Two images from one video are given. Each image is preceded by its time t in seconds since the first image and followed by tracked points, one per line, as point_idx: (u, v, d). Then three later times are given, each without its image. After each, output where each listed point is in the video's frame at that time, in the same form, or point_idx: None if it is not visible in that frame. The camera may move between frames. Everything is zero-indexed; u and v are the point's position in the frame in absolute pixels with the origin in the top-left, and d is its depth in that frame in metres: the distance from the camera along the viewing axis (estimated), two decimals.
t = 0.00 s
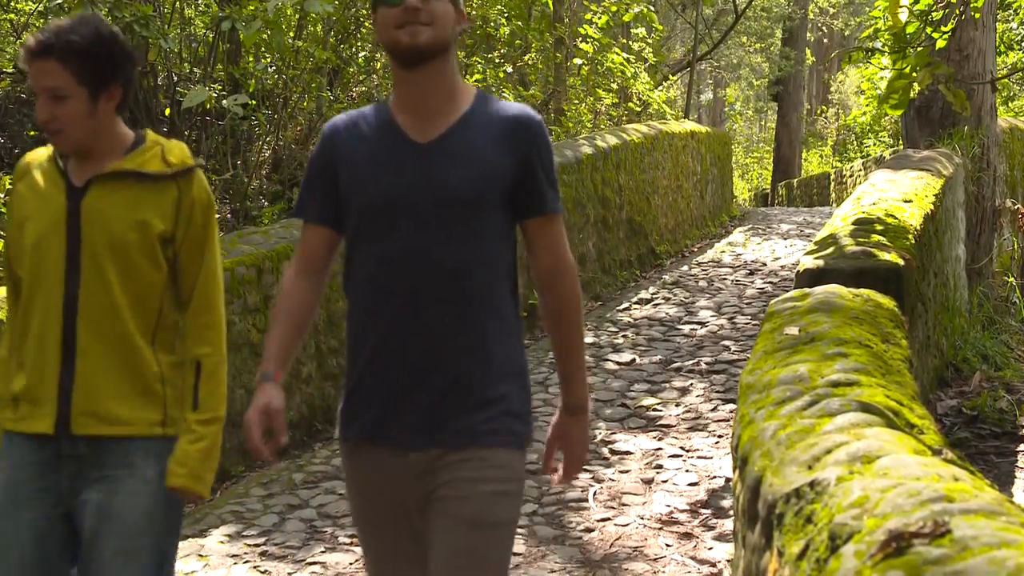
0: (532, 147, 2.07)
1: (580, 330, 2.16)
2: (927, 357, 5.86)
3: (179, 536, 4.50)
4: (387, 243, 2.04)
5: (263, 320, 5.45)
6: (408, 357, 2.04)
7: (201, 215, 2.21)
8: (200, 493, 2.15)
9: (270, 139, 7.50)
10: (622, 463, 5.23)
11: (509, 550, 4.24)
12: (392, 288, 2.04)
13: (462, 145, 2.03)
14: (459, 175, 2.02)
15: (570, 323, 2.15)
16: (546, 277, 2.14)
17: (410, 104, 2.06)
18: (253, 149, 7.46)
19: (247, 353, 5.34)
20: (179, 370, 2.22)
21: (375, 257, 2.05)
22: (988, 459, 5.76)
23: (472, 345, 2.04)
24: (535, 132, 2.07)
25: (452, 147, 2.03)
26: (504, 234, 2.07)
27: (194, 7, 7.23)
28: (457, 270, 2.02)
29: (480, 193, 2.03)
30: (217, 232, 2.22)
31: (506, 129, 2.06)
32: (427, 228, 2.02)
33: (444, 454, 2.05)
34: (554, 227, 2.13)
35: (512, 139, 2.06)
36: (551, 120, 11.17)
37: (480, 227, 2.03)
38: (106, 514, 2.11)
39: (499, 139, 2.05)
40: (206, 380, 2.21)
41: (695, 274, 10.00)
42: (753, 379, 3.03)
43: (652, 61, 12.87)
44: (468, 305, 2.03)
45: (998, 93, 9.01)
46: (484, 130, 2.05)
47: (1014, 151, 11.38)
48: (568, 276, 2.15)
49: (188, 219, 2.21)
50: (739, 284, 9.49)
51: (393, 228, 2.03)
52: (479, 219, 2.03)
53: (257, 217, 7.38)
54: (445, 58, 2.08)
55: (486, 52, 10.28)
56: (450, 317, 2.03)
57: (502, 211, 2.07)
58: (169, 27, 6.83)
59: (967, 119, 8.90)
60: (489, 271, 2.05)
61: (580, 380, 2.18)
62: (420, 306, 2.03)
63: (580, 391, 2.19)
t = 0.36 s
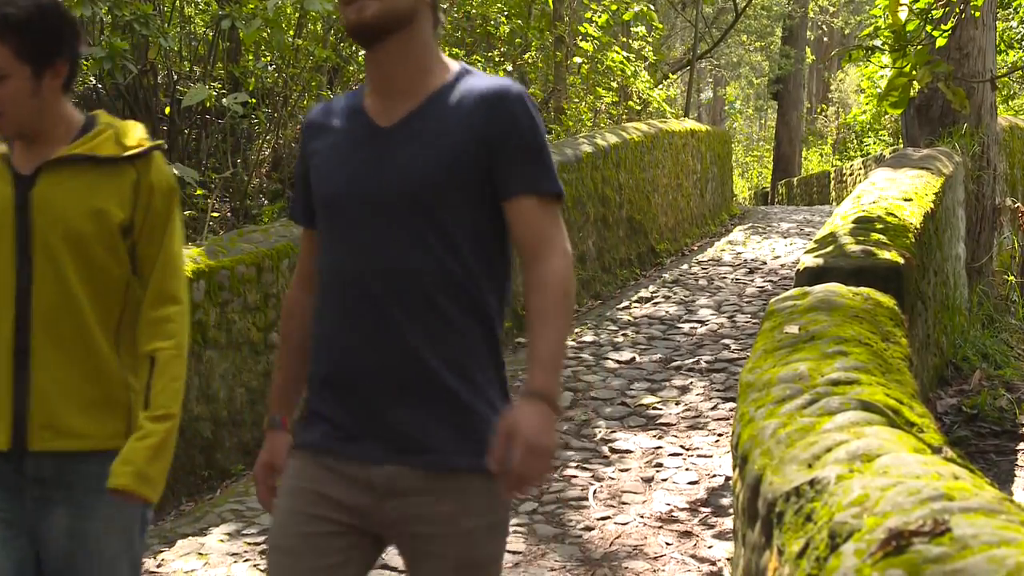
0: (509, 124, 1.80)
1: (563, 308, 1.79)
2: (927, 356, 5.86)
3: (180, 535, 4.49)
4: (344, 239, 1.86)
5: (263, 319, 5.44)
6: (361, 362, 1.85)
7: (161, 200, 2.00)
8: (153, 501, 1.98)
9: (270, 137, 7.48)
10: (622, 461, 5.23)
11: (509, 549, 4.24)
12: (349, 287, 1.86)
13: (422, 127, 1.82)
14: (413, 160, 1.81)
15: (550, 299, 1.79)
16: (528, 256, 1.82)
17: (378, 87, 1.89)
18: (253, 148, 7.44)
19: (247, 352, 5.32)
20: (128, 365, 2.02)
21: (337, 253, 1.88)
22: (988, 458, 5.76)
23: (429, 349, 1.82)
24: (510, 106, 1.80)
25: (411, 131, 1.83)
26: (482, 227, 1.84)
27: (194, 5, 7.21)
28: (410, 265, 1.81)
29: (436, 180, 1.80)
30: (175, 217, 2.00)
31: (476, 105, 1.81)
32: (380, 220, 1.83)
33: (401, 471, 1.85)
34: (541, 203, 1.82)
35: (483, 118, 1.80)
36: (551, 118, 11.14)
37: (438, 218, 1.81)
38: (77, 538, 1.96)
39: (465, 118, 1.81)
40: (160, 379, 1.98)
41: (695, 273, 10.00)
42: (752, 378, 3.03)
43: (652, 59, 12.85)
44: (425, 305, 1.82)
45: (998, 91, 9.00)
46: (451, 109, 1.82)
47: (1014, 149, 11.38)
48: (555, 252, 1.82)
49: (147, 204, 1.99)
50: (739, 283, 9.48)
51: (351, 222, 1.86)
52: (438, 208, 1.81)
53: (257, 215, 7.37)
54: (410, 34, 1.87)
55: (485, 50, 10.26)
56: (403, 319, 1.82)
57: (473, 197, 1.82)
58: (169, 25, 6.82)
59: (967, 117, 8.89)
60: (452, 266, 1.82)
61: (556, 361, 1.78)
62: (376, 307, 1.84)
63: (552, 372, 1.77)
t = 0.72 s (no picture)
0: (434, 123, 1.59)
1: (496, 336, 1.57)
2: (927, 353, 5.87)
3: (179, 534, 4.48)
4: (254, 268, 1.63)
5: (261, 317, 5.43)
6: (279, 404, 1.61)
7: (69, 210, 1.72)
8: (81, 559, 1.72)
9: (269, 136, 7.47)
10: (621, 459, 5.23)
11: (509, 547, 4.24)
12: (259, 322, 1.63)
13: (334, 132, 1.60)
14: (329, 169, 1.58)
15: (484, 324, 1.57)
16: (463, 280, 1.60)
17: (278, 93, 1.67)
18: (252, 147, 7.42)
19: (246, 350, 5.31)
20: (47, 399, 1.74)
21: (246, 284, 1.65)
22: (988, 456, 5.76)
23: (359, 381, 1.59)
24: (435, 104, 1.60)
25: (322, 137, 1.60)
26: (412, 246, 1.62)
27: (194, 3, 7.21)
28: (334, 286, 1.58)
29: (361, 188, 1.58)
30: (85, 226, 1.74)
31: (393, 103, 1.60)
32: (293, 241, 1.59)
33: (338, 523, 1.60)
34: (476, 215, 1.61)
35: (403, 118, 1.59)
36: (551, 117, 11.13)
37: (365, 233, 1.58)
38: None
39: (383, 118, 1.60)
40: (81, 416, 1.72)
41: (695, 271, 10.00)
42: (753, 376, 3.04)
43: (652, 58, 12.84)
44: (354, 331, 1.58)
45: (999, 89, 9.00)
46: (365, 111, 1.61)
47: (1014, 147, 11.37)
48: (490, 268, 1.60)
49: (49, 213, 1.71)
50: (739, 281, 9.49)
51: (262, 246, 1.62)
52: (361, 219, 1.58)
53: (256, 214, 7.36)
54: (304, 29, 1.64)
55: (485, 48, 10.25)
56: (331, 351, 1.58)
57: (400, 206, 1.60)
58: (169, 23, 6.81)
59: (967, 115, 8.88)
60: (383, 285, 1.59)
61: (491, 393, 1.56)
62: (294, 340, 1.60)
63: (487, 404, 1.55)
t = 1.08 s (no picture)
0: (364, 91, 1.48)
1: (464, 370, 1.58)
2: (927, 352, 5.87)
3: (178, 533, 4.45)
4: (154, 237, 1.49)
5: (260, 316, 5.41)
6: (191, 395, 1.50)
7: None
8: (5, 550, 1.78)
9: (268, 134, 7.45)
10: (621, 457, 5.23)
11: (509, 545, 4.24)
12: (167, 302, 1.49)
13: (251, 94, 1.47)
14: (249, 139, 1.46)
15: (435, 353, 1.55)
16: (404, 281, 1.55)
17: (177, 49, 1.52)
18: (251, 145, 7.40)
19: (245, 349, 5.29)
20: None
21: (144, 259, 1.51)
22: (988, 454, 5.75)
23: (287, 368, 1.49)
24: (368, 70, 1.49)
25: (236, 101, 1.47)
26: (333, 226, 1.51)
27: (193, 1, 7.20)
28: (256, 269, 1.47)
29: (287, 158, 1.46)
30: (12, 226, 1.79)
31: (316, 67, 1.49)
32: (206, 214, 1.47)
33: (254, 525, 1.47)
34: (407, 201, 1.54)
35: (329, 85, 1.48)
36: (551, 114, 11.11)
37: (291, 209, 1.47)
38: None
39: (304, 83, 1.47)
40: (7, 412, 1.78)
41: (694, 269, 10.00)
42: (753, 374, 3.04)
43: (652, 56, 12.83)
44: (280, 318, 1.48)
45: (998, 88, 8.99)
46: (282, 73, 1.48)
47: (1014, 145, 11.37)
48: (432, 278, 1.55)
49: None
50: (739, 279, 9.48)
51: (168, 221, 1.48)
52: (286, 197, 1.47)
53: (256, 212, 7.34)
54: None
55: (485, 46, 10.23)
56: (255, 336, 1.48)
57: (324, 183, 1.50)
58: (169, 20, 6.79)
59: (967, 114, 8.88)
60: (303, 263, 1.48)
61: (459, 433, 1.58)
62: (210, 326, 1.48)
63: (460, 448, 1.59)
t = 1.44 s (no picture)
0: (325, 92, 1.18)
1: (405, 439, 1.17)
2: (927, 351, 5.87)
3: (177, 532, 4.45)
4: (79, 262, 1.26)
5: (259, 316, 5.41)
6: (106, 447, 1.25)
7: None
8: None
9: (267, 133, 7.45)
10: (621, 457, 5.23)
11: (509, 544, 4.24)
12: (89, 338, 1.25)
13: (198, 107, 1.21)
14: (181, 148, 1.20)
15: (373, 423, 1.15)
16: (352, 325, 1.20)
17: (130, 40, 1.29)
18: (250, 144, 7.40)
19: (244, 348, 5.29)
20: None
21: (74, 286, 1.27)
22: (988, 454, 5.75)
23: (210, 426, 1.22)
24: (331, 68, 1.19)
25: (184, 107, 1.22)
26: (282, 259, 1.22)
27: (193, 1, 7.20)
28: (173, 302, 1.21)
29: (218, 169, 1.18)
30: None
31: (273, 65, 1.20)
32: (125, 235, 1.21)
33: None
34: (372, 239, 1.19)
35: (287, 84, 1.19)
36: (551, 113, 11.11)
37: (225, 248, 1.20)
38: None
39: (254, 83, 1.20)
40: None
41: (694, 268, 10.01)
42: (753, 372, 3.04)
43: (652, 55, 12.83)
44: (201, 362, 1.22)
45: (998, 87, 8.99)
46: (236, 73, 1.21)
47: (1013, 144, 11.38)
48: (387, 331, 1.18)
49: None
50: (739, 278, 9.49)
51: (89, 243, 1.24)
52: (213, 216, 1.19)
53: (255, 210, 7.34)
54: None
55: (485, 45, 10.23)
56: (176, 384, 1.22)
57: (272, 216, 1.21)
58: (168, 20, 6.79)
59: (967, 113, 8.89)
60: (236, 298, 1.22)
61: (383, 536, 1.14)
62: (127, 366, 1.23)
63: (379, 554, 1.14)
